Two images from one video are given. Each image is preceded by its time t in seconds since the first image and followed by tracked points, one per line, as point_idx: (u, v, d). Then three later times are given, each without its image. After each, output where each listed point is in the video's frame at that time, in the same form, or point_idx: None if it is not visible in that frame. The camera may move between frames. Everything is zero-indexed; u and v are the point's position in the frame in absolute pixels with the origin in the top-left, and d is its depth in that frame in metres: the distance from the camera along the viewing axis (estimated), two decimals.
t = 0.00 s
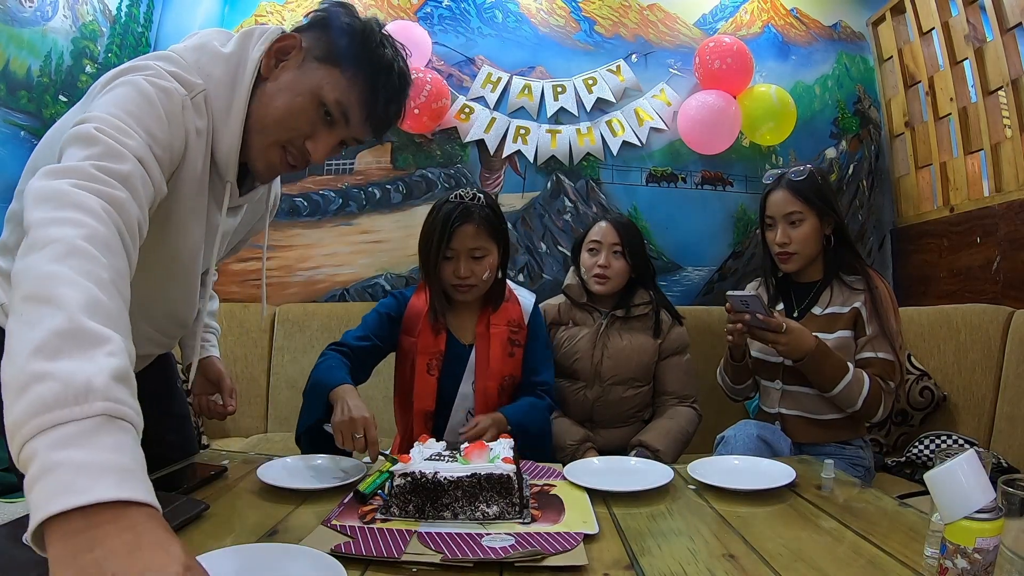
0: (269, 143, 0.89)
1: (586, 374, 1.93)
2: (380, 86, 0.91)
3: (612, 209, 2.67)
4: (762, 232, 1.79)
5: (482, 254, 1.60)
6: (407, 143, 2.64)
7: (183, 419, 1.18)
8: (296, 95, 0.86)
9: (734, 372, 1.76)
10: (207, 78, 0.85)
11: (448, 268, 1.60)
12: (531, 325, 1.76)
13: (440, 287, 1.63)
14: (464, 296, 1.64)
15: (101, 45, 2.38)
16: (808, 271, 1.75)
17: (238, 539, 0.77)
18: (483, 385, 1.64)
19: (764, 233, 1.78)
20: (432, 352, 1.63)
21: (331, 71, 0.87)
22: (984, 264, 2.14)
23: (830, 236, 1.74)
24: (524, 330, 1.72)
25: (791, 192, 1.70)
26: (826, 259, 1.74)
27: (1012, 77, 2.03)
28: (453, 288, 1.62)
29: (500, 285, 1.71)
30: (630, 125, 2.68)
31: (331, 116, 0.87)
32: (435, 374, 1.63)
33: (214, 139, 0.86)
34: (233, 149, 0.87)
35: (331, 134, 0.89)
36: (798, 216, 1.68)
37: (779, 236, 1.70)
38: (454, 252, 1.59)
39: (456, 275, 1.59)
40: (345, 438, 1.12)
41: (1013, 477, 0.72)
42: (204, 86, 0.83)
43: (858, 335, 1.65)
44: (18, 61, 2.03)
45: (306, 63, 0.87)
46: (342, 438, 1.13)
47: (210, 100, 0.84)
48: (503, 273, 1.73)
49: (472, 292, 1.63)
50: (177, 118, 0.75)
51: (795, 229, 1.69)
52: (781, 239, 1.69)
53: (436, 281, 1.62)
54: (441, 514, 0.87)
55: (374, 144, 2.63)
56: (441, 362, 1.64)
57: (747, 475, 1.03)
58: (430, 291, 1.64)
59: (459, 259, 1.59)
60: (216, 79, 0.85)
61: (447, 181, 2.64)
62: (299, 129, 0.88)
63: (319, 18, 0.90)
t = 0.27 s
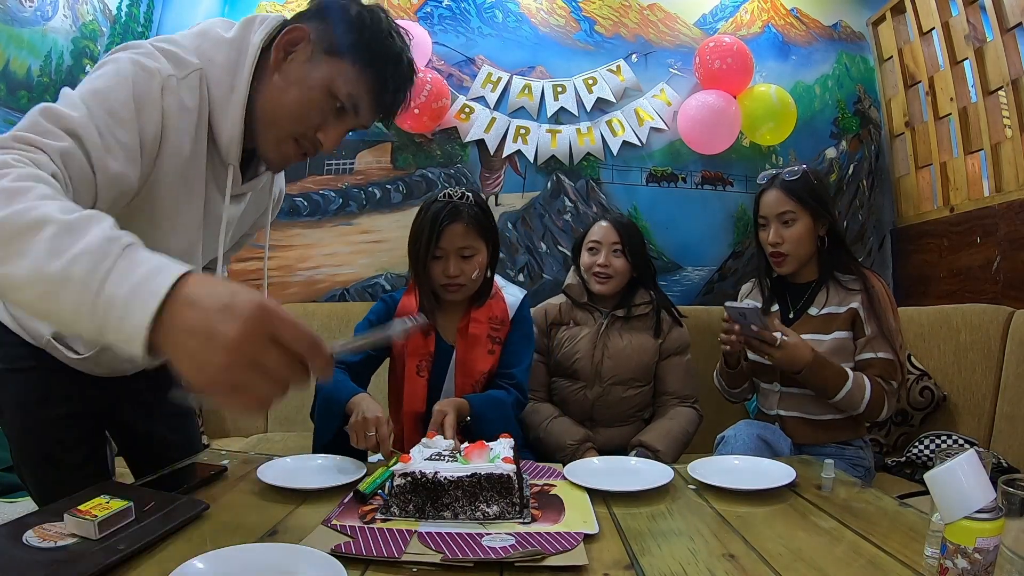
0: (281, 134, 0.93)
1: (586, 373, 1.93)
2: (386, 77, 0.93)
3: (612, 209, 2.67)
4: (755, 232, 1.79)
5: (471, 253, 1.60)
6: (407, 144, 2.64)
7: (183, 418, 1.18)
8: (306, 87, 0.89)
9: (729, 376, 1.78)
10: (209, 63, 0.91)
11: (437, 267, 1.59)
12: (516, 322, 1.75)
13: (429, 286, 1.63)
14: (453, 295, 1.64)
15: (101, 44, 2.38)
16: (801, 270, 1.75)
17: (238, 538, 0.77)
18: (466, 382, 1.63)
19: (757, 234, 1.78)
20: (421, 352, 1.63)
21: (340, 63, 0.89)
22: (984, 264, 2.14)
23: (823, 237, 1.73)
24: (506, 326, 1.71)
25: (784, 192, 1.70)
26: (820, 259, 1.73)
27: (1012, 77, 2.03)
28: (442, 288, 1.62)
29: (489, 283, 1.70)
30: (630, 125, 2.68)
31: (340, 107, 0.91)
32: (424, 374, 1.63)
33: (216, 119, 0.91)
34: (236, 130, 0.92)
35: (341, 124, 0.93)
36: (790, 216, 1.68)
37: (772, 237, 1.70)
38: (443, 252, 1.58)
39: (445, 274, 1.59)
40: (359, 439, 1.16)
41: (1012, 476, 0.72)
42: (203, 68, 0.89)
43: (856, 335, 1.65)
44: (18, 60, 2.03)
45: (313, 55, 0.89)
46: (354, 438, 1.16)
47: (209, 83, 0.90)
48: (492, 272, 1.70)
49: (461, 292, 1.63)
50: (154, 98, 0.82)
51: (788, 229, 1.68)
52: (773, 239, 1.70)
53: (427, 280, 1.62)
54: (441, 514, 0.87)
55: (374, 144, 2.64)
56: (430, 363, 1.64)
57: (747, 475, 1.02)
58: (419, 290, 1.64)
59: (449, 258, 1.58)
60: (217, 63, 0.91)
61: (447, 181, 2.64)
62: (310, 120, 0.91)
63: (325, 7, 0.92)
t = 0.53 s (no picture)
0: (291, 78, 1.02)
1: (583, 370, 1.93)
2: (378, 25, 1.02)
3: (612, 209, 2.67)
4: (732, 235, 1.79)
5: (449, 248, 1.58)
6: (407, 144, 2.64)
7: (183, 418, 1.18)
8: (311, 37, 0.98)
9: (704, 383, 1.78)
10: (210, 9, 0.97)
11: (418, 263, 1.59)
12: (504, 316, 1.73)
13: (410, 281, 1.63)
14: (435, 290, 1.63)
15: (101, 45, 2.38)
16: (778, 273, 1.75)
17: (239, 538, 0.77)
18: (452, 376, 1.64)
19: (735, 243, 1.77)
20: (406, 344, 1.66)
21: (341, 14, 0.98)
22: (984, 264, 2.15)
23: (799, 241, 1.74)
24: (491, 321, 1.70)
25: (761, 189, 1.71)
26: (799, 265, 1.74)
27: (1012, 78, 2.03)
28: (424, 283, 1.62)
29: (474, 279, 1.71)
30: (630, 125, 2.68)
31: (340, 51, 1.00)
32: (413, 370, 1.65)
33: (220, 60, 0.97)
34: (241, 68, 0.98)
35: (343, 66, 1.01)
36: (765, 213, 1.70)
37: (744, 239, 1.71)
38: (421, 248, 1.57)
39: (425, 269, 1.58)
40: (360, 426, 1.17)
41: (1012, 476, 0.72)
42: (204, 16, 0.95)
43: (845, 343, 1.65)
44: (18, 61, 2.03)
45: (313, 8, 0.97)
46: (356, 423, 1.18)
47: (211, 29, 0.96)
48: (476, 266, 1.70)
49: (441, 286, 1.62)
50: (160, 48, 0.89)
51: (760, 225, 1.70)
52: (745, 233, 1.71)
53: (409, 276, 1.62)
54: (441, 514, 0.87)
55: (374, 144, 2.64)
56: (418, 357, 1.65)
57: (746, 476, 1.02)
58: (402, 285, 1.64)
59: (426, 254, 1.57)
60: (218, 9, 0.97)
61: (447, 181, 2.64)
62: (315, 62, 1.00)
63: None
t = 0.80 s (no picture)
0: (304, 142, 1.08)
1: (581, 370, 1.93)
2: (393, 100, 1.07)
3: (612, 209, 2.67)
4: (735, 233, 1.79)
5: (426, 249, 1.58)
6: (407, 144, 2.64)
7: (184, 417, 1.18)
8: (326, 108, 1.04)
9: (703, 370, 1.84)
10: (246, 73, 1.05)
11: (398, 265, 1.59)
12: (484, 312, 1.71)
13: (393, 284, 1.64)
14: (417, 291, 1.63)
15: (101, 44, 2.38)
16: (780, 271, 1.76)
17: (239, 538, 0.77)
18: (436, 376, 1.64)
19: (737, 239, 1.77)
20: (391, 344, 1.67)
21: (357, 89, 1.03)
22: (984, 264, 2.15)
23: (803, 238, 1.72)
24: (469, 316, 1.69)
25: (764, 188, 1.71)
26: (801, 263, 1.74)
27: (1012, 77, 2.03)
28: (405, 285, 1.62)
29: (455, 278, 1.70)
30: (630, 125, 2.68)
31: (354, 123, 1.05)
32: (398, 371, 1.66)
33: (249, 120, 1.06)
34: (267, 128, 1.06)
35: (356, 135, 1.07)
36: (766, 213, 1.69)
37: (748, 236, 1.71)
38: (400, 249, 1.57)
39: (405, 271, 1.58)
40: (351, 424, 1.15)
41: (1013, 476, 0.72)
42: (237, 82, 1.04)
43: (845, 339, 1.65)
44: (18, 61, 2.03)
45: (334, 82, 1.04)
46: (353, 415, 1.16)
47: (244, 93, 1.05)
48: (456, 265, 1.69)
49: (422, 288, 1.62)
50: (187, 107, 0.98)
51: (763, 223, 1.69)
52: (748, 233, 1.70)
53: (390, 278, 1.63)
54: (441, 514, 0.87)
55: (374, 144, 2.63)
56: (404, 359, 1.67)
57: (746, 476, 1.03)
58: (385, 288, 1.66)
59: (406, 255, 1.57)
60: (253, 75, 1.06)
61: (447, 181, 2.64)
62: (331, 133, 1.06)
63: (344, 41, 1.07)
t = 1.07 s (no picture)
0: (305, 178, 1.13)
1: (584, 371, 1.93)
2: (385, 133, 1.09)
3: (612, 209, 2.67)
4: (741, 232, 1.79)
5: (427, 249, 1.58)
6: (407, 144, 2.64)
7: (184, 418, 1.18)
8: (321, 142, 1.08)
9: (717, 338, 1.77)
10: (250, 117, 1.11)
11: (399, 265, 1.59)
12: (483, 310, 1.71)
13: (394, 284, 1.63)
14: (417, 291, 1.63)
15: (101, 44, 2.38)
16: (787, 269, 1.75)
17: (238, 539, 0.77)
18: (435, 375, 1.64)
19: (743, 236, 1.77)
20: (390, 344, 1.67)
21: (348, 124, 1.07)
22: (984, 264, 2.15)
23: (809, 236, 1.73)
24: (470, 315, 1.69)
25: (768, 193, 1.71)
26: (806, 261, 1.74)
27: (1012, 77, 2.03)
28: (407, 285, 1.62)
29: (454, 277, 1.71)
30: (630, 125, 2.68)
31: (349, 156, 1.09)
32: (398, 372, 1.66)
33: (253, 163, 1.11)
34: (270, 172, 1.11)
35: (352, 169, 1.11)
36: (771, 213, 1.69)
37: (755, 233, 1.71)
38: (401, 249, 1.57)
39: (406, 271, 1.58)
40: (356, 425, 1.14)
41: (1012, 476, 0.72)
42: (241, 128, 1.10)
43: (850, 334, 1.65)
44: (18, 61, 2.03)
45: (327, 118, 1.09)
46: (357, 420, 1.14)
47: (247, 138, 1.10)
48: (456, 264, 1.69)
49: (423, 287, 1.62)
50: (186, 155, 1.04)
51: (769, 227, 1.69)
52: (755, 238, 1.71)
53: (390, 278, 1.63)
54: (441, 514, 0.87)
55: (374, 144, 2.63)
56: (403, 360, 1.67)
57: (746, 476, 1.03)
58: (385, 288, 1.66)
59: (407, 255, 1.57)
60: (257, 120, 1.11)
61: (447, 181, 2.64)
62: (327, 168, 1.11)
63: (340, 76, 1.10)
